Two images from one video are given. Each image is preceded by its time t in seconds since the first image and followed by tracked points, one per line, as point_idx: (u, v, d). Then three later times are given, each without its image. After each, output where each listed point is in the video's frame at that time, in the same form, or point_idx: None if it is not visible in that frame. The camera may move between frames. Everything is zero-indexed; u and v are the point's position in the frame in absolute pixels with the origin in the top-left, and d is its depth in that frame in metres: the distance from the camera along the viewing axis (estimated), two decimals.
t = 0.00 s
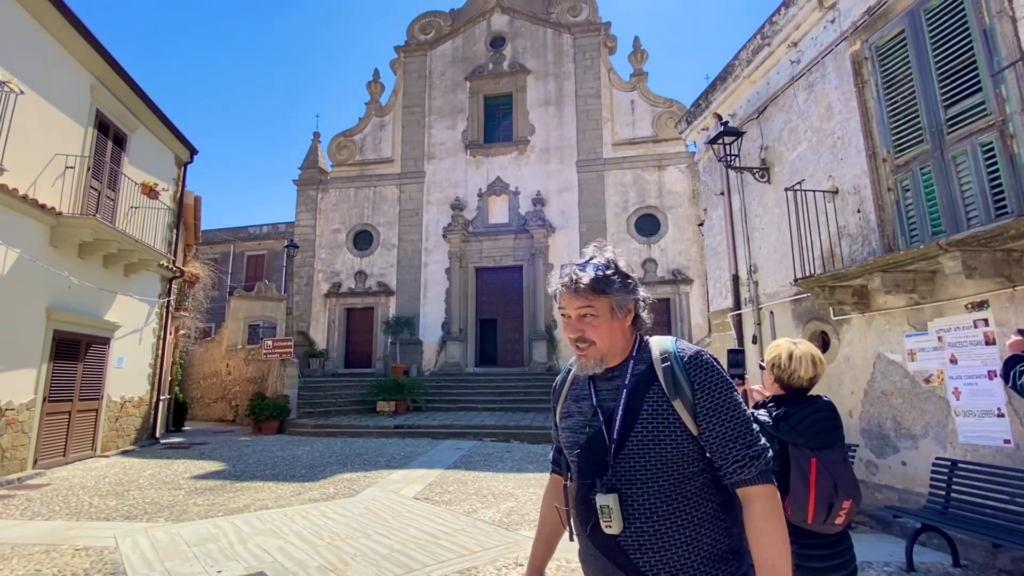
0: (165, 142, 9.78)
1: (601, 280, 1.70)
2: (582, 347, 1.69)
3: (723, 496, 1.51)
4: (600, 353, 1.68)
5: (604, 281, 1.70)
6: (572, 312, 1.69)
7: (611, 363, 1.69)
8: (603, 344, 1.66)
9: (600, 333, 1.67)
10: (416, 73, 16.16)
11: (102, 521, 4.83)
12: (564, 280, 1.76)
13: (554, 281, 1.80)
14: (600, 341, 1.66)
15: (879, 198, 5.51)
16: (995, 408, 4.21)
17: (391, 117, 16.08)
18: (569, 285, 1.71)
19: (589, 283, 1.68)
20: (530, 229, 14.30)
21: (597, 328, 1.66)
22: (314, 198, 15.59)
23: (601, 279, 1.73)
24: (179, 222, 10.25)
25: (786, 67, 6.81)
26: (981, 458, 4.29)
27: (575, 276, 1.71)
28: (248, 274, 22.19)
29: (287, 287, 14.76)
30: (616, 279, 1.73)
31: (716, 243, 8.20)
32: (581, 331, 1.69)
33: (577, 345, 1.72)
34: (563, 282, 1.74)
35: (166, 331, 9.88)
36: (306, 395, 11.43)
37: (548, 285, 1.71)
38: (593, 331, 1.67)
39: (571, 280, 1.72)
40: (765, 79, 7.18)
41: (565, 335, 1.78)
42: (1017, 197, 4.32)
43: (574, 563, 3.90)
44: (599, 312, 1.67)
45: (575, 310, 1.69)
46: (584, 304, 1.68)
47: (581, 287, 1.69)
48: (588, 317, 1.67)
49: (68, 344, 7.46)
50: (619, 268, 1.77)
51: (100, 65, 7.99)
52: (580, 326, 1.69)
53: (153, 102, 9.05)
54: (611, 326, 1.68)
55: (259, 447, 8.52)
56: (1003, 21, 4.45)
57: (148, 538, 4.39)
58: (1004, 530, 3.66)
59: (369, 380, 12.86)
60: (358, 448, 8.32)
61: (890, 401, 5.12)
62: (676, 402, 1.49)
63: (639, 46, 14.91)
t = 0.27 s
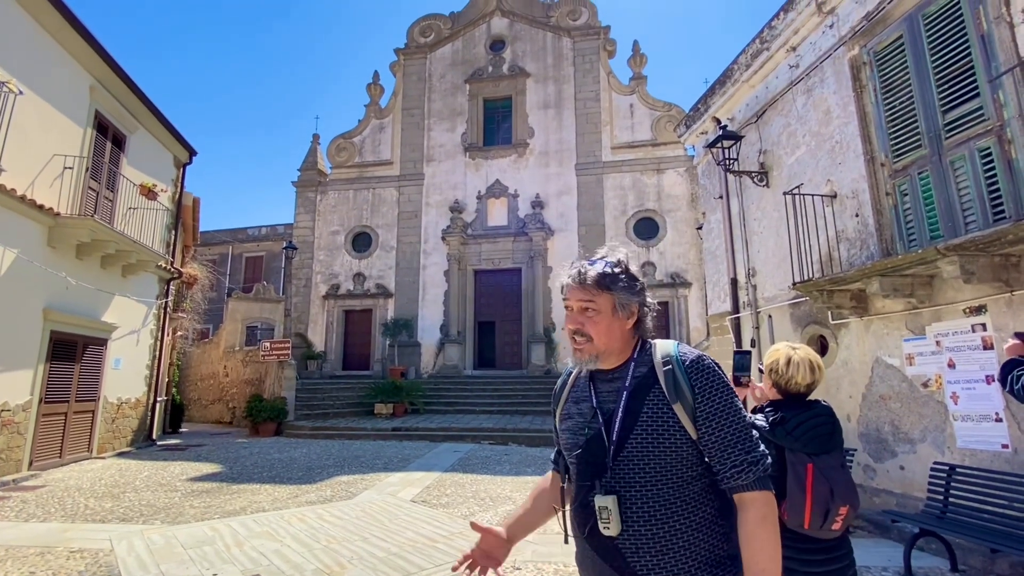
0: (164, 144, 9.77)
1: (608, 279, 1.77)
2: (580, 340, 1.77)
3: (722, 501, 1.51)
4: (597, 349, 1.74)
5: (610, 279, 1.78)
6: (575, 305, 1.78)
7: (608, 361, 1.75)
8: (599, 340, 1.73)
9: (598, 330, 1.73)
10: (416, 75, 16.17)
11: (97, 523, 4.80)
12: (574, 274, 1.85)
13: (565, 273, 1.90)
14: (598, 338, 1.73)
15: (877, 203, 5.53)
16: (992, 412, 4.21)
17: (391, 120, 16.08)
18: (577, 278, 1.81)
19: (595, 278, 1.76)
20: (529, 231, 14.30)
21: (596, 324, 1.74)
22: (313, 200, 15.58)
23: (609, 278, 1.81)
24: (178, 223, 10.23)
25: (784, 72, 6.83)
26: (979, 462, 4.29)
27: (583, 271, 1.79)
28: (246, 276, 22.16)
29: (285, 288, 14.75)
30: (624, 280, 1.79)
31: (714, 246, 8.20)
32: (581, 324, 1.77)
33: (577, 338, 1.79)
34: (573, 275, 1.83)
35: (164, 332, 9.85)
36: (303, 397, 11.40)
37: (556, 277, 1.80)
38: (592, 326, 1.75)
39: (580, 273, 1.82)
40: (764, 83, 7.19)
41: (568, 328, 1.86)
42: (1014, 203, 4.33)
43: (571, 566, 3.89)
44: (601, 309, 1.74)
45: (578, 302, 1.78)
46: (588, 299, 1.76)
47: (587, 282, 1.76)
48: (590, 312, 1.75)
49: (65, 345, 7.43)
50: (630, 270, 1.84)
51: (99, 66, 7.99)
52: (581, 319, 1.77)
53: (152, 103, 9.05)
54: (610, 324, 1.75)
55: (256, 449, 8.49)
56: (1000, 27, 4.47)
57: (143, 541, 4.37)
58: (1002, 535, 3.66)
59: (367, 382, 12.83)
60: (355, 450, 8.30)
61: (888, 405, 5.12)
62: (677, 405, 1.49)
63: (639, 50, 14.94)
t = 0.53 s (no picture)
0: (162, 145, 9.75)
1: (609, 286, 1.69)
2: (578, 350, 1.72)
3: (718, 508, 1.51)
4: (597, 360, 1.69)
5: (613, 287, 1.70)
6: (575, 312, 1.73)
7: (611, 369, 1.70)
8: (597, 351, 1.68)
9: (597, 341, 1.67)
10: (415, 79, 16.20)
11: (91, 527, 4.77)
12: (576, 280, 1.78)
13: (569, 279, 1.82)
14: (595, 349, 1.67)
15: (875, 209, 5.54)
16: (990, 419, 4.22)
17: (390, 123, 16.10)
18: (578, 286, 1.74)
19: (595, 286, 1.69)
20: (527, 235, 14.30)
21: (595, 335, 1.67)
22: (312, 202, 15.57)
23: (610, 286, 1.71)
24: (175, 224, 10.20)
25: (782, 78, 6.85)
26: (976, 468, 4.29)
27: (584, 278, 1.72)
28: (244, 278, 22.10)
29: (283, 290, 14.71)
30: (627, 287, 1.71)
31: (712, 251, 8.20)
32: (579, 334, 1.72)
33: (576, 347, 1.74)
34: (574, 281, 1.76)
35: (160, 334, 9.81)
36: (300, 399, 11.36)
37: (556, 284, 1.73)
38: (590, 336, 1.68)
39: (581, 281, 1.74)
40: (762, 89, 7.21)
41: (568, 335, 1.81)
42: (1011, 209, 4.35)
43: (568, 571, 3.87)
44: (601, 319, 1.68)
45: (578, 311, 1.71)
46: (587, 308, 1.69)
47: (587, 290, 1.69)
48: (589, 321, 1.69)
49: (61, 346, 7.40)
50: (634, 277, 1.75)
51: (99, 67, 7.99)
52: (581, 329, 1.72)
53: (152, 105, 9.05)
54: (611, 335, 1.67)
55: (252, 452, 8.46)
56: (997, 35, 4.49)
57: (137, 544, 4.34)
58: (1000, 542, 3.65)
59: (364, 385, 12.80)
60: (352, 454, 8.27)
61: (885, 411, 5.12)
62: (676, 411, 1.49)
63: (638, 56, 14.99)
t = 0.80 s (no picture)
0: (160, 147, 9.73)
1: (613, 296, 1.69)
2: (582, 359, 1.73)
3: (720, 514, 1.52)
4: (601, 368, 1.70)
5: (618, 297, 1.71)
6: (579, 323, 1.72)
7: (613, 377, 1.71)
8: (602, 360, 1.69)
9: (602, 350, 1.69)
10: (415, 84, 16.24)
11: (84, 531, 4.73)
12: (579, 289, 1.78)
13: (570, 289, 1.82)
14: (601, 358, 1.68)
15: (872, 216, 5.57)
16: (986, 427, 4.23)
17: (390, 127, 16.12)
18: (583, 295, 1.73)
19: (601, 297, 1.69)
20: (525, 240, 14.31)
21: (601, 344, 1.68)
22: (310, 206, 15.55)
23: (614, 295, 1.72)
24: (173, 227, 10.17)
25: (780, 86, 6.89)
26: (973, 476, 4.30)
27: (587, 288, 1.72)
28: (241, 281, 22.05)
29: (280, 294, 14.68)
30: (630, 296, 1.71)
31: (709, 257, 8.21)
32: (584, 343, 1.72)
33: (580, 356, 1.75)
34: (578, 291, 1.76)
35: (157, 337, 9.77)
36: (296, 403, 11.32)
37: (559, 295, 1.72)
38: (595, 346, 1.69)
39: (585, 291, 1.74)
40: (759, 97, 7.24)
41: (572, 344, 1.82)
42: (1007, 218, 4.36)
43: None
44: (606, 328, 1.69)
45: (582, 321, 1.71)
46: (591, 318, 1.69)
47: (590, 300, 1.70)
48: (594, 330, 1.70)
49: (56, 348, 7.36)
50: (638, 285, 1.76)
51: (99, 70, 7.99)
52: (585, 338, 1.72)
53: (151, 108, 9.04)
54: (616, 344, 1.68)
55: (247, 456, 8.41)
56: (993, 45, 4.52)
57: (130, 548, 4.31)
58: (997, 550, 3.65)
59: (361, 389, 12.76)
60: (348, 458, 8.24)
61: (882, 418, 5.12)
62: (677, 417, 1.51)
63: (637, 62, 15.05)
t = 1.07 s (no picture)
0: (160, 152, 9.74)
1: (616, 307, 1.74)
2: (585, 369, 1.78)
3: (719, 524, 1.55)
4: (604, 377, 1.76)
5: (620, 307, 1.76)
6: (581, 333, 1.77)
7: (615, 385, 1.78)
8: (605, 370, 1.75)
9: (605, 361, 1.75)
10: (414, 91, 16.30)
11: (77, 537, 4.69)
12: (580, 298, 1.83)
13: (571, 299, 1.86)
14: (605, 367, 1.74)
15: (868, 227, 5.61)
16: (983, 437, 4.24)
17: (389, 134, 16.17)
18: (586, 307, 1.78)
19: (605, 308, 1.74)
20: (524, 247, 14.33)
21: (605, 354, 1.74)
22: (308, 211, 15.56)
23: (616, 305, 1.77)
24: (171, 232, 10.13)
25: (778, 97, 6.95)
26: (970, 487, 4.30)
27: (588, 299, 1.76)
28: (238, 286, 22.01)
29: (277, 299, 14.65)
30: (633, 306, 1.76)
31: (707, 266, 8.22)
32: (588, 353, 1.78)
33: (583, 366, 1.80)
34: (580, 302, 1.81)
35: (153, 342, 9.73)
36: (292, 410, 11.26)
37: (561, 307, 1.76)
38: (599, 356, 1.75)
39: (589, 302, 1.78)
40: (757, 107, 7.30)
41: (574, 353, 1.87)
42: (1002, 229, 4.39)
43: None
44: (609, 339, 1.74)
45: (586, 332, 1.76)
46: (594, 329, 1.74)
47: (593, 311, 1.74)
48: (597, 341, 1.74)
49: (51, 353, 7.32)
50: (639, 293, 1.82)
51: (100, 75, 8.01)
52: (589, 349, 1.77)
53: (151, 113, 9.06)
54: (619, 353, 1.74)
55: (242, 463, 8.36)
56: (988, 58, 4.57)
57: (124, 555, 4.28)
58: (995, 562, 3.63)
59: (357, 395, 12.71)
60: (344, 465, 8.20)
61: (879, 428, 5.13)
62: (674, 428, 1.55)
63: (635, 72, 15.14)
